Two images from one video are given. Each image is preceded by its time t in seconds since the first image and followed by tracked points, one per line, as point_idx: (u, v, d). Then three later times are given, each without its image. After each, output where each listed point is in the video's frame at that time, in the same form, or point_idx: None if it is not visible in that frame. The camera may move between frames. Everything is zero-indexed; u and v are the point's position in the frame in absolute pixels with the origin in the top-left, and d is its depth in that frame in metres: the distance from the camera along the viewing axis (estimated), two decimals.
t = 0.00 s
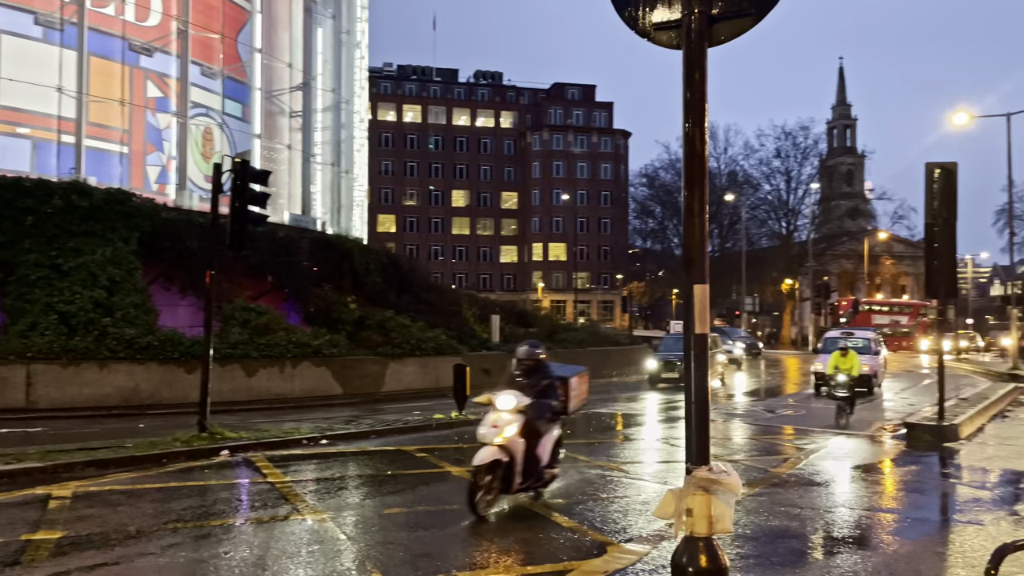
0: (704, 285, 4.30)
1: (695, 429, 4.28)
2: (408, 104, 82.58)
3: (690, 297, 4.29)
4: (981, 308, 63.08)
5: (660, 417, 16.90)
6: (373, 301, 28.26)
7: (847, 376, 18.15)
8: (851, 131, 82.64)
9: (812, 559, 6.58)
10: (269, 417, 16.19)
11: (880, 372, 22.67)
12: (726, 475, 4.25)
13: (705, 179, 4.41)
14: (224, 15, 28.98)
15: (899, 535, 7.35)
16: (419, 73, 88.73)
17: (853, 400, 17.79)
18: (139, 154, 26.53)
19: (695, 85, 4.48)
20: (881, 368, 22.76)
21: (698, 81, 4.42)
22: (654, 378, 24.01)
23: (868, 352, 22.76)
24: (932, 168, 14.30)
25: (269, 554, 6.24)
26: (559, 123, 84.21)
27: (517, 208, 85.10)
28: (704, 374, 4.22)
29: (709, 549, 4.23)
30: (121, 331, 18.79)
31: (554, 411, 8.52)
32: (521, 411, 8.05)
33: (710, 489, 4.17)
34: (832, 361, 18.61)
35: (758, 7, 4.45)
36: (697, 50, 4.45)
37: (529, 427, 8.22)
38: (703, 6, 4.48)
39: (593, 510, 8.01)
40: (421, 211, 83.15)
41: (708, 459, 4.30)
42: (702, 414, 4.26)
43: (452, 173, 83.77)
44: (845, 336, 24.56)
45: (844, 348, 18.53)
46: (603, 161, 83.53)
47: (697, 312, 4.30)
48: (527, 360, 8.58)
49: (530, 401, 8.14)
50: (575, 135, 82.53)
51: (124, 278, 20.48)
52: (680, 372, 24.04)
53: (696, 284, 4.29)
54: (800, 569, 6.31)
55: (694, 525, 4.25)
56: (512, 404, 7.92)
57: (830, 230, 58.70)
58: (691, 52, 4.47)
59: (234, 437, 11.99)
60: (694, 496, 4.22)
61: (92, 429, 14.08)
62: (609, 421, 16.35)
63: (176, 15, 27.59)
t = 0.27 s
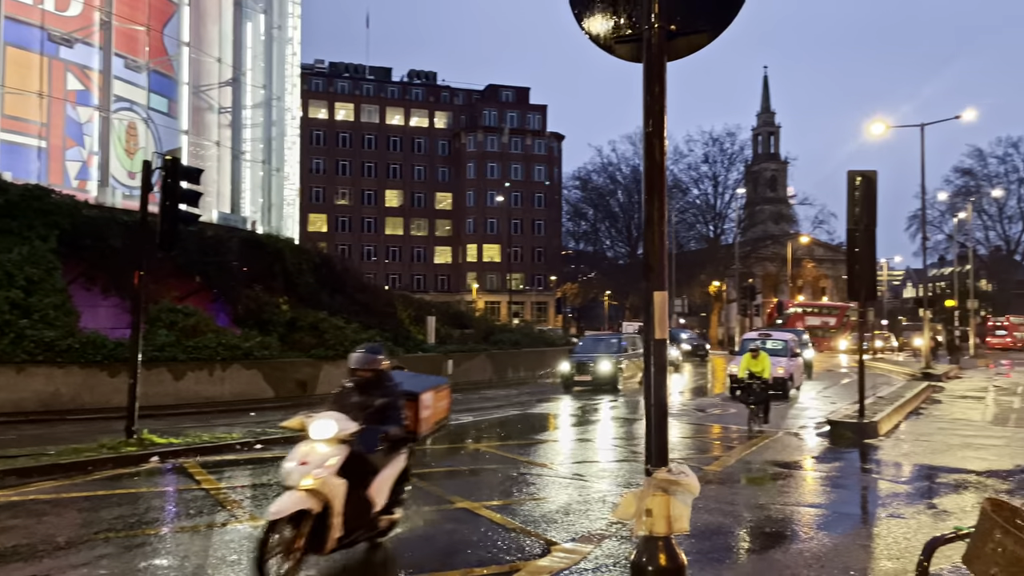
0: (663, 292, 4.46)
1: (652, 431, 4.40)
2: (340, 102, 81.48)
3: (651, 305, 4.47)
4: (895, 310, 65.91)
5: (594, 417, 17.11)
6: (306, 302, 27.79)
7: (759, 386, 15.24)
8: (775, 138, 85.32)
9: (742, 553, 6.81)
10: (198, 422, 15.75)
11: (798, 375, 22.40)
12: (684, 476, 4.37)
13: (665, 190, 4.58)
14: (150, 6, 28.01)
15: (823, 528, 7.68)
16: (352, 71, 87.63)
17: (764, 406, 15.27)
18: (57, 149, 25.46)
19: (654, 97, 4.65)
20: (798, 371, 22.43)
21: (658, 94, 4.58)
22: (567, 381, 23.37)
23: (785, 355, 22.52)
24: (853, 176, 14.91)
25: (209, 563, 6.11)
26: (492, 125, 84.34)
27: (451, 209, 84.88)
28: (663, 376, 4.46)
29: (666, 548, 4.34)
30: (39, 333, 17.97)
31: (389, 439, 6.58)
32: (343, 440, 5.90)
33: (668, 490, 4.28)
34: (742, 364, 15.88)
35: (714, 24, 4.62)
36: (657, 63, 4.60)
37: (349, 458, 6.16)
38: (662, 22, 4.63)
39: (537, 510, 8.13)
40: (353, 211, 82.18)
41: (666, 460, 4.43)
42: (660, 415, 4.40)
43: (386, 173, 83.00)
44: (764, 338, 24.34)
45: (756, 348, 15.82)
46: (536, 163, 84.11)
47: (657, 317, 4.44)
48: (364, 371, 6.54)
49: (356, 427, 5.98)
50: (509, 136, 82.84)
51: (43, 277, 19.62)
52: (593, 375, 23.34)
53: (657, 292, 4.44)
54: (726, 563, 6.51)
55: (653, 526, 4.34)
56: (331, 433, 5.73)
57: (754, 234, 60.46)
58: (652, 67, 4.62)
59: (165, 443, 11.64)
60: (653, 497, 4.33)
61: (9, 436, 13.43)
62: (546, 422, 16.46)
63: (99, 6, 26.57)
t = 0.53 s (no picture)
0: (620, 294, 4.58)
1: (607, 428, 4.50)
2: (277, 99, 80.04)
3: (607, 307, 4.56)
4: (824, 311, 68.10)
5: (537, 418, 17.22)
6: (242, 303, 27.22)
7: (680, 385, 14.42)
8: (710, 143, 87.21)
9: (681, 549, 6.94)
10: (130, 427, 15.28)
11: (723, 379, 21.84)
12: (639, 473, 4.47)
13: (622, 194, 4.67)
14: None
15: (758, 523, 7.88)
16: (290, 68, 86.12)
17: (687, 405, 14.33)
18: None
19: (610, 106, 4.75)
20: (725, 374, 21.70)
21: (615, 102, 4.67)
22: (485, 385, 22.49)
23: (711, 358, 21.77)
24: (787, 182, 15.38)
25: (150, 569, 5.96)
26: (433, 125, 83.96)
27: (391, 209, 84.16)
28: (621, 376, 4.54)
29: (624, 543, 4.40)
30: None
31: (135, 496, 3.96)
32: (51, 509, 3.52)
33: (625, 486, 4.36)
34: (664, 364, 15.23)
35: (669, 35, 4.75)
36: (614, 71, 4.70)
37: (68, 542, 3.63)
38: (620, 31, 4.73)
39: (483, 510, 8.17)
40: (291, 210, 80.86)
41: (623, 458, 4.51)
42: (616, 413, 4.50)
43: (324, 172, 81.85)
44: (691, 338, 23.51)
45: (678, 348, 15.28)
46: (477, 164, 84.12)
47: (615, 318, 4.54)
48: (104, 384, 4.36)
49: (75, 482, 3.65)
50: (450, 137, 82.63)
51: None
52: (511, 378, 22.53)
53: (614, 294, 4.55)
54: (663, 560, 6.61)
55: (610, 521, 4.39)
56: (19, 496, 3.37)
57: (690, 237, 61.70)
58: (610, 75, 4.71)
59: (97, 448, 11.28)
60: (609, 494, 4.40)
61: None
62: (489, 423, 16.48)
63: None
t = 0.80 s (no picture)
0: (572, 295, 4.65)
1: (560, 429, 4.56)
2: (219, 96, 78.40)
3: (561, 309, 4.64)
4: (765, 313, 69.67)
5: (486, 420, 17.22)
6: (183, 305, 26.60)
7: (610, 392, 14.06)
8: (655, 147, 88.51)
9: (628, 549, 7.02)
10: (65, 432, 14.81)
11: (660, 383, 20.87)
12: (589, 472, 4.55)
13: (575, 198, 4.74)
14: None
15: (702, 521, 8.04)
16: (233, 64, 84.40)
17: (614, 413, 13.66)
18: None
19: (564, 112, 4.82)
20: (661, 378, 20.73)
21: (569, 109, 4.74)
22: (403, 391, 21.35)
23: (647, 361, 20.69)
24: (730, 187, 15.73)
25: None
26: (380, 125, 83.31)
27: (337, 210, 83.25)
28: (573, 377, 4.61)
29: (575, 542, 4.46)
30: None
31: None
32: None
33: (576, 486, 4.43)
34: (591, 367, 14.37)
35: (622, 44, 4.85)
36: (568, 78, 4.77)
37: None
38: (573, 40, 4.79)
39: (434, 512, 8.18)
40: (233, 209, 79.29)
41: (574, 458, 4.58)
42: (569, 414, 4.58)
43: (268, 170, 80.46)
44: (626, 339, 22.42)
45: (607, 351, 14.37)
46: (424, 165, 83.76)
47: (566, 319, 4.61)
48: None
49: None
50: (397, 137, 82.12)
51: None
52: (431, 384, 21.44)
53: (566, 296, 4.62)
54: (610, 560, 6.68)
55: (562, 521, 4.46)
56: None
57: (636, 240, 62.44)
58: (563, 82, 4.78)
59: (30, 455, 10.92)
60: (561, 494, 4.46)
61: None
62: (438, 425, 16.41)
63: None
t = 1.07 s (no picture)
0: (525, 295, 4.69)
1: (514, 428, 4.61)
2: (166, 93, 76.69)
3: (514, 310, 4.67)
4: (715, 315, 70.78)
5: (438, 422, 17.18)
6: (128, 307, 25.94)
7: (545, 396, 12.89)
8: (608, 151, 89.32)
9: (580, 549, 7.06)
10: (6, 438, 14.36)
11: (601, 389, 19.39)
12: (541, 471, 4.59)
13: (529, 200, 4.77)
14: None
15: (652, 520, 8.13)
16: (180, 61, 82.60)
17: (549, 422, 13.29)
18: None
19: (517, 114, 4.85)
20: (601, 384, 19.19)
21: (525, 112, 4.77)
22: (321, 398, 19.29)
23: (587, 364, 19.15)
24: (680, 190, 15.98)
25: None
26: (332, 125, 82.44)
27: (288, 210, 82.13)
28: (526, 378, 4.64)
29: (527, 542, 4.48)
30: None
31: None
32: None
33: (528, 486, 4.46)
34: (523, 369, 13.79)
35: (575, 49, 4.91)
36: (522, 81, 4.81)
37: None
38: (526, 43, 4.83)
39: (386, 515, 8.13)
40: (180, 209, 77.62)
41: (527, 457, 4.63)
42: (523, 412, 4.62)
43: (217, 170, 78.95)
44: (564, 342, 20.52)
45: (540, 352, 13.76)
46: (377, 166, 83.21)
47: (520, 320, 4.65)
48: None
49: None
50: (350, 137, 81.39)
51: None
52: (350, 390, 19.39)
53: (519, 297, 4.67)
54: (562, 560, 6.71)
55: (514, 520, 4.49)
56: None
57: (590, 242, 62.92)
58: (517, 84, 4.82)
59: None
60: (515, 494, 4.49)
61: None
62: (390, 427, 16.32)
63: None
